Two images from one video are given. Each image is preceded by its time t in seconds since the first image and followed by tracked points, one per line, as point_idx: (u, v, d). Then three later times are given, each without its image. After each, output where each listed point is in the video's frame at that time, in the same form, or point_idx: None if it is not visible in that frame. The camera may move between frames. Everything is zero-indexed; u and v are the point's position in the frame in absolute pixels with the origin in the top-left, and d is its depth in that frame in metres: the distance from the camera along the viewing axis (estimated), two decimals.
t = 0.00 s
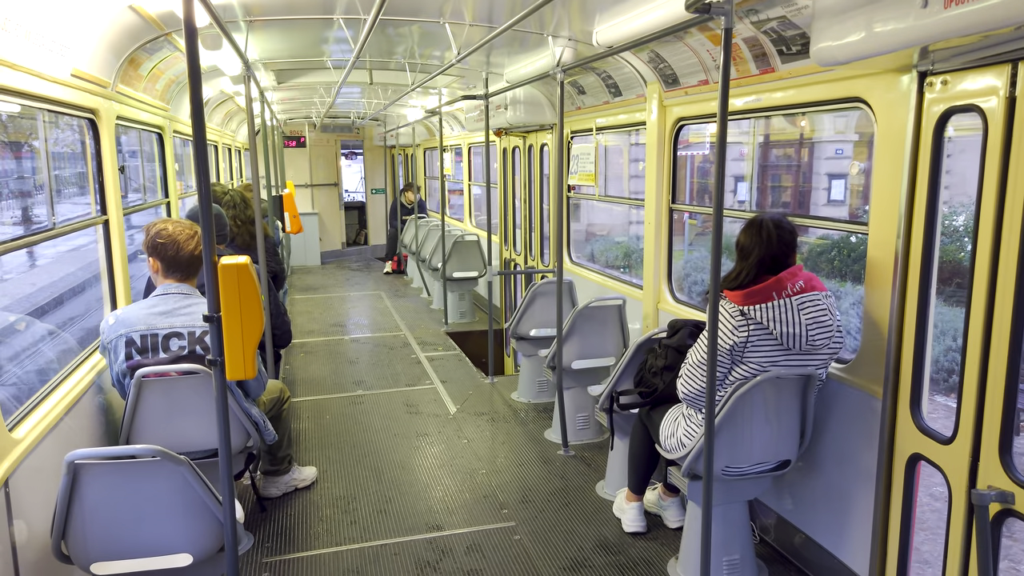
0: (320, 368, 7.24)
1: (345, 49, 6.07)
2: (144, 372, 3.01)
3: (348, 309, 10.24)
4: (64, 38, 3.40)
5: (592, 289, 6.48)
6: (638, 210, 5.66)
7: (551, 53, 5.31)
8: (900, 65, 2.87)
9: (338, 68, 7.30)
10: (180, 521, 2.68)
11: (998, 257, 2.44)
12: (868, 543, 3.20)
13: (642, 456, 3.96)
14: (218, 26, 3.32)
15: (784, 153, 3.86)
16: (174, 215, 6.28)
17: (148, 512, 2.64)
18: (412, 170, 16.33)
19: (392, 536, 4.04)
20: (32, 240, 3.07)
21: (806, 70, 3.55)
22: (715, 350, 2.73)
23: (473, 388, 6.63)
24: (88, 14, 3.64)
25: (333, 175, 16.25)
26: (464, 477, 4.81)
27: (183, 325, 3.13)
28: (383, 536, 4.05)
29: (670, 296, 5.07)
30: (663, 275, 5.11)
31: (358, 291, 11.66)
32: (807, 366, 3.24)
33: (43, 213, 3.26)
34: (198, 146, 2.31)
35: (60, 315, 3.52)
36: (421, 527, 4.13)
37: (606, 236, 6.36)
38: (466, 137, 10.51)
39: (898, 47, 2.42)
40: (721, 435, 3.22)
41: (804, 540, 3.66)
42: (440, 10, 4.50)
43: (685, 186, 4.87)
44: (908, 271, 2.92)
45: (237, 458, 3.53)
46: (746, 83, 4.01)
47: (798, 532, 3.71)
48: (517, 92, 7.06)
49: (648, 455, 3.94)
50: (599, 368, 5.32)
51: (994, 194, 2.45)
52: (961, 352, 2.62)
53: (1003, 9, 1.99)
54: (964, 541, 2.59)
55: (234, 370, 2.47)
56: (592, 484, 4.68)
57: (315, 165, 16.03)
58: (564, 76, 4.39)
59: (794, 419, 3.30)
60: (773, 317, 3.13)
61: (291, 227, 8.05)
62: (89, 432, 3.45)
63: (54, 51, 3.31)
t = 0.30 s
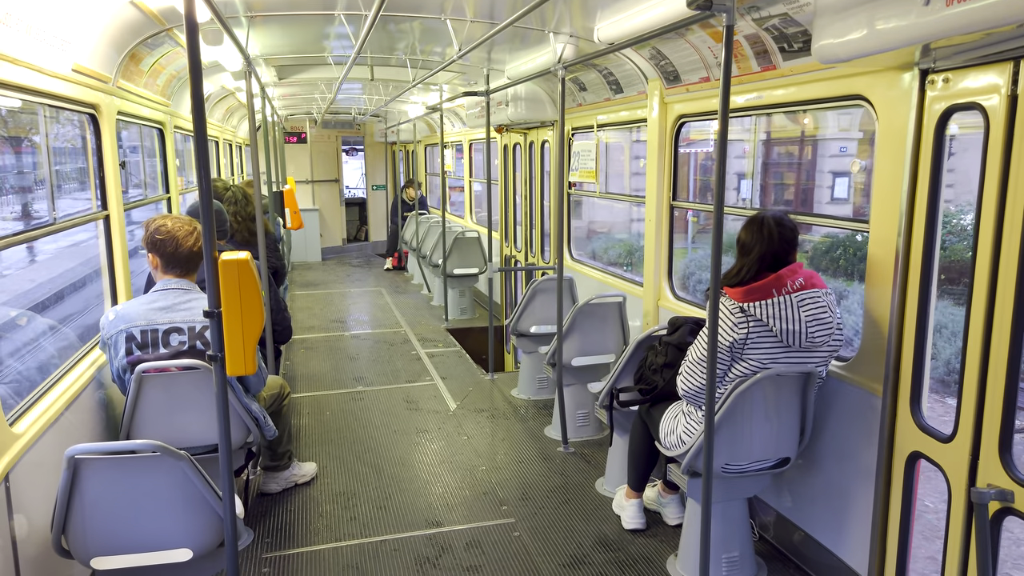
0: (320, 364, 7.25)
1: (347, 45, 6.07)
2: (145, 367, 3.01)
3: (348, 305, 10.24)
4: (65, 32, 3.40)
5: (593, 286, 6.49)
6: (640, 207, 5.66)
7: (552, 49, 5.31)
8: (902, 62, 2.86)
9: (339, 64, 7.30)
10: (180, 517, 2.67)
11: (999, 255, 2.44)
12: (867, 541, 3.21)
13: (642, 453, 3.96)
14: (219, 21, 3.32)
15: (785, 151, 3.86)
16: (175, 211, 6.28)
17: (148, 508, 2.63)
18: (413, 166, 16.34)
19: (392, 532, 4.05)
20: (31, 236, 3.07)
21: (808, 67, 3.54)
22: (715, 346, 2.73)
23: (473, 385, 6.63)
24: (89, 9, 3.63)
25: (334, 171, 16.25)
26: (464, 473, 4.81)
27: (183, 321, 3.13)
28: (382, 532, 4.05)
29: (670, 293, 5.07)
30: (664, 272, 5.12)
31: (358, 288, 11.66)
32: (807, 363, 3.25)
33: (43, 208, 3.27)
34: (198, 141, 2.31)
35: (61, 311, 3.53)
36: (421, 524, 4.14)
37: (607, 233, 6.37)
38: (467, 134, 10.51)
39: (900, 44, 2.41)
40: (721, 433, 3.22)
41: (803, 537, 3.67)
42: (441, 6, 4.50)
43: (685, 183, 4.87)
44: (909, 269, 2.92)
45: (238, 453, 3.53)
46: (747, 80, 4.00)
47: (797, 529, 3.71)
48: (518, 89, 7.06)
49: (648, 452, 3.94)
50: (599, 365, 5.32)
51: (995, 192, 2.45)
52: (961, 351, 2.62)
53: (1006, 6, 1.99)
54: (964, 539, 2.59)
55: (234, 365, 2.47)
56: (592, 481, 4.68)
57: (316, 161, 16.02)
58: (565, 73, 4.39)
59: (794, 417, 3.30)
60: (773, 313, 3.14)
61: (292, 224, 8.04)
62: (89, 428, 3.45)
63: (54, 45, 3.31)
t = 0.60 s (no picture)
0: (321, 360, 7.25)
1: (347, 41, 6.06)
2: (145, 362, 3.01)
3: (349, 301, 10.24)
4: (65, 28, 3.40)
5: (593, 282, 6.52)
6: (641, 204, 5.65)
7: (553, 45, 5.30)
8: (904, 58, 2.86)
9: (339, 60, 7.29)
10: (181, 513, 2.67)
11: (1001, 251, 2.44)
12: (867, 537, 3.21)
13: (642, 449, 3.96)
14: (220, 17, 3.31)
15: (786, 148, 3.86)
16: (175, 206, 6.28)
17: (149, 504, 2.63)
18: (413, 162, 16.32)
19: (392, 527, 4.06)
20: (32, 232, 3.07)
21: (810, 63, 3.54)
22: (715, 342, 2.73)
23: (473, 381, 6.64)
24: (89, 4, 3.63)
25: (334, 167, 16.24)
26: (464, 469, 4.81)
27: (183, 316, 3.13)
28: (383, 527, 4.06)
29: (671, 290, 5.07)
30: (665, 268, 5.11)
31: (359, 284, 11.66)
32: (807, 359, 3.24)
33: (43, 204, 3.27)
34: (199, 137, 2.31)
35: (62, 307, 3.55)
36: (421, 519, 4.14)
37: (607, 229, 6.38)
38: (468, 130, 10.51)
39: (903, 40, 2.41)
40: (721, 429, 3.22)
41: (803, 533, 3.67)
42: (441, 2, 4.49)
43: (685, 179, 4.88)
44: (909, 265, 2.91)
45: (239, 449, 3.54)
46: (748, 76, 4.00)
47: (797, 525, 3.71)
48: (519, 85, 7.05)
49: (648, 448, 3.94)
50: (599, 361, 5.32)
51: (997, 188, 2.44)
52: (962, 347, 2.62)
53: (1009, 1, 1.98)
54: (964, 535, 2.59)
55: (234, 361, 2.47)
56: (592, 477, 4.69)
57: (316, 157, 16.01)
58: (566, 69, 4.38)
59: (794, 413, 3.30)
60: (773, 309, 3.14)
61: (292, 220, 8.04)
62: (90, 423, 3.45)
63: (54, 41, 3.30)
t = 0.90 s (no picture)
0: (322, 355, 7.26)
1: (348, 35, 6.05)
2: (146, 357, 3.01)
3: (350, 297, 10.24)
4: (65, 22, 3.39)
5: (593, 279, 6.53)
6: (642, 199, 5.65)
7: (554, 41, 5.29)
8: (907, 54, 2.85)
9: (340, 55, 7.28)
10: (182, 507, 2.68)
11: (1003, 248, 2.43)
12: (867, 534, 3.21)
13: (642, 445, 3.96)
14: (221, 11, 3.31)
15: (788, 144, 3.85)
16: (176, 201, 6.28)
17: (150, 498, 2.64)
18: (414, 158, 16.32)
19: (393, 522, 4.06)
20: (32, 227, 3.07)
21: (812, 59, 3.53)
22: (715, 338, 2.72)
23: (473, 376, 6.64)
24: None
25: (335, 162, 16.23)
26: (464, 465, 4.82)
27: (184, 311, 3.14)
28: (383, 522, 4.07)
29: (671, 286, 5.07)
30: (665, 264, 5.10)
31: (360, 279, 11.66)
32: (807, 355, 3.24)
33: (44, 199, 3.28)
34: (200, 131, 2.30)
35: (64, 301, 3.57)
36: (422, 514, 4.15)
37: (608, 225, 6.37)
38: (469, 125, 10.50)
39: (905, 36, 2.41)
40: (721, 425, 3.23)
41: (803, 530, 3.67)
42: None
43: (686, 175, 4.88)
44: (911, 262, 2.91)
45: (240, 444, 3.54)
46: (750, 72, 3.99)
47: (797, 522, 3.72)
48: (520, 80, 7.04)
49: (648, 444, 3.95)
50: (600, 357, 5.32)
51: (999, 185, 2.44)
52: (963, 344, 2.62)
53: None
54: (964, 531, 2.60)
55: (235, 357, 2.48)
56: (592, 473, 4.69)
57: (317, 152, 16.00)
58: (567, 64, 4.38)
59: (795, 409, 3.30)
60: (773, 305, 3.14)
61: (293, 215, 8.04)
62: (92, 418, 3.46)
63: (55, 35, 3.30)
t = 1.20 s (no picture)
0: (323, 350, 7.27)
1: (349, 30, 6.04)
2: (148, 352, 3.02)
3: (351, 292, 10.24)
4: (66, 17, 3.39)
5: (594, 274, 6.55)
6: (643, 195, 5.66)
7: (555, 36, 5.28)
8: (909, 50, 2.85)
9: (341, 49, 7.28)
10: (183, 501, 2.68)
11: (1004, 244, 2.43)
12: (867, 529, 3.22)
13: (643, 440, 3.97)
14: (222, 6, 3.31)
15: (789, 140, 3.85)
16: (177, 196, 6.28)
17: (151, 493, 2.64)
18: (415, 153, 16.31)
19: (393, 517, 4.07)
20: (34, 222, 3.08)
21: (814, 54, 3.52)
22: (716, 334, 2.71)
23: (474, 372, 6.65)
24: None
25: (337, 157, 16.23)
26: (466, 460, 4.83)
27: (185, 306, 3.13)
28: (384, 517, 4.08)
29: (672, 282, 5.07)
30: (666, 260, 5.10)
31: (361, 274, 11.65)
32: (809, 350, 3.24)
33: (46, 194, 3.29)
34: (201, 126, 2.30)
35: (66, 296, 3.59)
36: (422, 509, 4.16)
37: (610, 220, 6.38)
38: (470, 120, 10.49)
39: (907, 31, 2.40)
40: (721, 420, 3.23)
41: (803, 525, 3.68)
42: None
43: (688, 170, 4.88)
44: (912, 257, 2.91)
45: (241, 439, 3.55)
46: (751, 67, 3.99)
47: (798, 517, 3.72)
48: (522, 75, 7.03)
49: (649, 439, 3.96)
50: (602, 352, 5.31)
51: (1001, 181, 2.44)
52: (965, 339, 2.61)
53: None
54: (965, 526, 2.60)
55: (237, 352, 2.47)
56: (593, 468, 4.70)
57: (318, 147, 15.98)
58: (569, 59, 4.37)
59: (795, 404, 3.31)
60: (773, 300, 3.15)
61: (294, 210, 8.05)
62: (94, 412, 3.47)
63: (56, 30, 3.30)
